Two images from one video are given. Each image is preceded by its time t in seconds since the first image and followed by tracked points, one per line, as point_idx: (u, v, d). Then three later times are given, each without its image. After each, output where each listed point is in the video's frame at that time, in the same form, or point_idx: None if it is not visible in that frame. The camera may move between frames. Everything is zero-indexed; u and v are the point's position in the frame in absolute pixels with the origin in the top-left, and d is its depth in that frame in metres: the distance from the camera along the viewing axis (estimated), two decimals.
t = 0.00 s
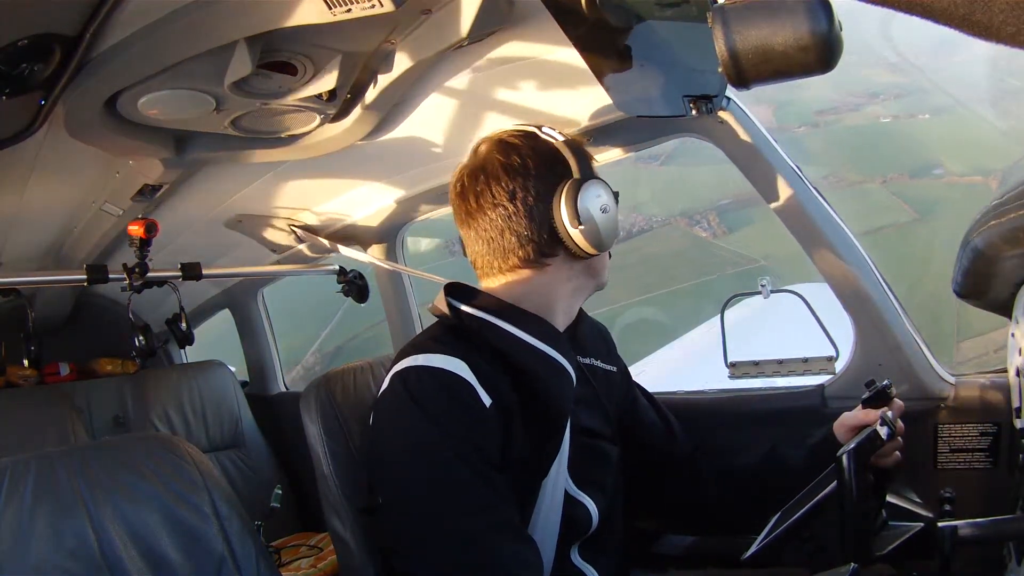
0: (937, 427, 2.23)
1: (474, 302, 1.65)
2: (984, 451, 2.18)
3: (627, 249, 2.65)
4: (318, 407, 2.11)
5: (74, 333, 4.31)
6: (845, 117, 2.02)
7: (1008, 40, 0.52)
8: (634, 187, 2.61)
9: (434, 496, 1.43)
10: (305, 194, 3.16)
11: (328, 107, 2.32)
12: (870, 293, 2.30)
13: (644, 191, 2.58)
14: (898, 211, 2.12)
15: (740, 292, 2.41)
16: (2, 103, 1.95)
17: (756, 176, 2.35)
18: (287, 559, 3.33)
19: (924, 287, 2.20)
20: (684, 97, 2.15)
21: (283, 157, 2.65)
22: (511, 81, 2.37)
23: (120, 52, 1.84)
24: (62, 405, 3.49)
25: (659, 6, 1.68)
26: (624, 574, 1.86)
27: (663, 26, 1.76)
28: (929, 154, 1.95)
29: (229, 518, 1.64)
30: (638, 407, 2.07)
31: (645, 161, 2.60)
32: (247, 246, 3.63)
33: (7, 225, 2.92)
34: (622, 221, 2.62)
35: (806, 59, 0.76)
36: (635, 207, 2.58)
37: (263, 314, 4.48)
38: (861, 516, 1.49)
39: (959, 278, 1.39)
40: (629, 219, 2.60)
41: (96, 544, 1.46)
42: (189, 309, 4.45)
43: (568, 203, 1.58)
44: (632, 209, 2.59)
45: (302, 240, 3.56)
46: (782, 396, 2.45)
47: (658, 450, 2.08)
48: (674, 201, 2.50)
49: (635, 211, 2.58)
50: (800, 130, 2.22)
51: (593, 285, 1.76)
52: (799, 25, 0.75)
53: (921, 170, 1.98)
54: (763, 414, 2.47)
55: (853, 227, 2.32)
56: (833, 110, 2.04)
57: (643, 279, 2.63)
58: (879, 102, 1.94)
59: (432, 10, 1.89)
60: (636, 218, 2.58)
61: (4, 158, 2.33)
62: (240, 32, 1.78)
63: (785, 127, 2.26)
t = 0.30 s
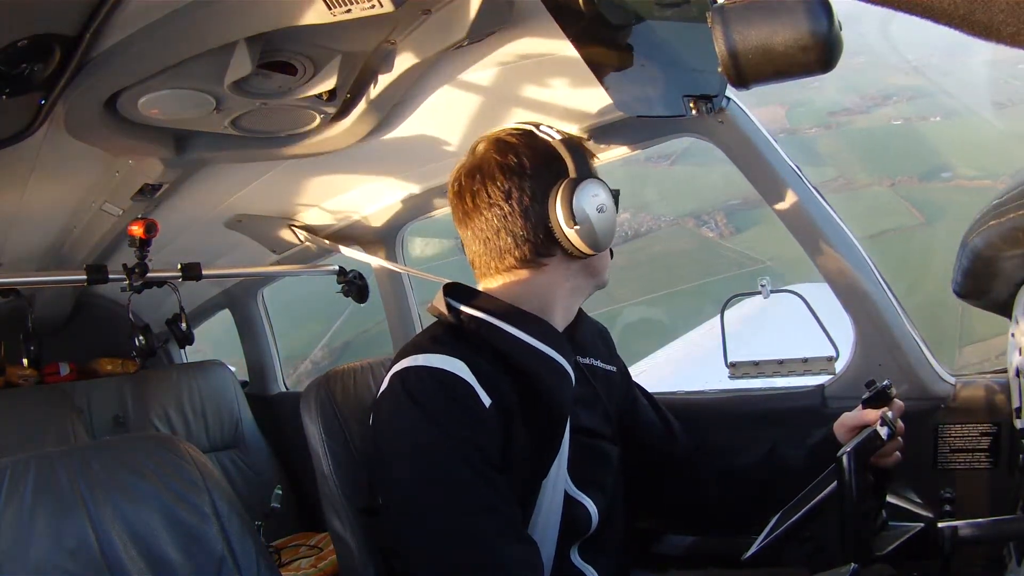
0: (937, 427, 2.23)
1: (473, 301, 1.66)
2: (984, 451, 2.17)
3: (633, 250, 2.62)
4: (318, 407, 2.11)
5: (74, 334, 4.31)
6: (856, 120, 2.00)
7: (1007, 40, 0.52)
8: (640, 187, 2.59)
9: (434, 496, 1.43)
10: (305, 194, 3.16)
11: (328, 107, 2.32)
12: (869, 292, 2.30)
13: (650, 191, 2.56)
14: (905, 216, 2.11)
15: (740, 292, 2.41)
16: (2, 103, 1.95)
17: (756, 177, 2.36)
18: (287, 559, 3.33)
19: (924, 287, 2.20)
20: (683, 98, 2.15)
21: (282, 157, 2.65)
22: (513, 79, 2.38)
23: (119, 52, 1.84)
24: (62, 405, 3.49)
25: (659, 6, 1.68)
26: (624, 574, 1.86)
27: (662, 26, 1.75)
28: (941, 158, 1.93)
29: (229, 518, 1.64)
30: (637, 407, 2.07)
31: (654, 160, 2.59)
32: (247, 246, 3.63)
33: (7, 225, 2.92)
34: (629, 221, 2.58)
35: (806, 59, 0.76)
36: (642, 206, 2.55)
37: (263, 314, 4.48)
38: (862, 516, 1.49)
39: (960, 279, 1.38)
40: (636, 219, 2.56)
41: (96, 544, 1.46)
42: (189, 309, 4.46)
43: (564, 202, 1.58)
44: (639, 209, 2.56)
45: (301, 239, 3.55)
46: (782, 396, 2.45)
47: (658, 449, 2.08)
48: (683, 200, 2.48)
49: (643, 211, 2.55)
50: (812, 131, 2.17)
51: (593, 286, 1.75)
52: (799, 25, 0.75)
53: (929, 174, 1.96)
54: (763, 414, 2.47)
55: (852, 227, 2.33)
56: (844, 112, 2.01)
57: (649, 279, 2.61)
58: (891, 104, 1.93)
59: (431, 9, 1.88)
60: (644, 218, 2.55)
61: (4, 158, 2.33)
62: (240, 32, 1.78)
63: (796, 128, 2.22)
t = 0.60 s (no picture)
0: (936, 426, 2.23)
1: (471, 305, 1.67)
2: (984, 451, 2.17)
3: (639, 249, 2.58)
4: (318, 408, 2.11)
5: (74, 333, 4.31)
6: (869, 121, 1.98)
7: (1007, 41, 0.52)
8: (647, 186, 2.56)
9: (434, 496, 1.43)
10: (305, 194, 3.16)
11: (328, 107, 2.32)
12: (869, 291, 2.30)
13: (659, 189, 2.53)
14: (914, 218, 2.09)
15: (740, 292, 2.41)
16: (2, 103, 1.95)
17: (757, 177, 2.36)
18: (287, 559, 3.33)
19: (923, 286, 2.20)
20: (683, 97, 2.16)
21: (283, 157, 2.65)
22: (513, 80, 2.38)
23: (119, 51, 1.84)
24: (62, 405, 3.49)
25: (659, 6, 1.68)
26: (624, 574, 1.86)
27: (662, 26, 1.75)
28: (952, 159, 1.92)
29: (228, 518, 1.64)
30: (638, 407, 2.07)
31: (664, 160, 2.56)
32: (247, 245, 3.63)
33: (7, 225, 2.92)
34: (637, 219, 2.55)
35: (807, 58, 0.76)
36: (650, 205, 2.52)
37: (263, 314, 4.48)
38: (861, 516, 1.49)
39: (959, 279, 1.38)
40: (643, 217, 2.53)
41: (96, 544, 1.46)
42: (189, 309, 4.46)
43: (540, 203, 1.56)
44: (648, 207, 2.52)
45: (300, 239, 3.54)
46: (782, 396, 2.45)
47: (657, 450, 2.08)
48: (691, 199, 2.45)
49: (651, 210, 2.51)
50: (822, 130, 2.12)
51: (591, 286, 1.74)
52: (800, 25, 0.75)
53: (940, 175, 1.96)
54: (764, 414, 2.47)
55: (852, 227, 2.32)
56: (856, 112, 1.98)
57: (654, 277, 2.57)
58: (904, 104, 1.92)
59: (432, 10, 1.88)
60: (652, 216, 2.51)
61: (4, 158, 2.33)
62: (240, 32, 1.78)
63: (806, 127, 2.18)
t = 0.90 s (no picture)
0: (937, 426, 2.23)
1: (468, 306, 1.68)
2: (984, 451, 2.18)
3: (645, 247, 2.51)
4: (319, 407, 2.11)
5: (74, 333, 4.31)
6: (880, 120, 1.96)
7: (1008, 41, 0.52)
8: (655, 183, 2.51)
9: (434, 496, 1.43)
10: (305, 194, 3.15)
11: (328, 106, 2.31)
12: (869, 291, 2.30)
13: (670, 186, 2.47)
14: (921, 218, 2.06)
15: (740, 292, 2.41)
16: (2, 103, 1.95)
17: (757, 177, 2.34)
18: (287, 559, 3.33)
19: (923, 286, 2.20)
20: (684, 97, 2.16)
21: (283, 158, 2.65)
22: (513, 81, 2.38)
23: (119, 51, 1.84)
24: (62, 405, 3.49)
25: (659, 6, 1.68)
26: (624, 574, 1.85)
27: (662, 25, 1.74)
28: (960, 159, 1.91)
29: (229, 517, 1.64)
30: (639, 407, 2.08)
31: (672, 156, 2.50)
32: (247, 246, 3.63)
33: (7, 225, 2.92)
34: (645, 217, 2.49)
35: (806, 59, 0.76)
36: (660, 202, 2.47)
37: (263, 314, 4.48)
38: (861, 515, 1.49)
39: (959, 278, 1.37)
40: (653, 214, 2.47)
41: (96, 544, 1.46)
42: (189, 309, 4.45)
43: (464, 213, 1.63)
44: (659, 204, 2.46)
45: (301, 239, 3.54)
46: (782, 396, 2.46)
47: (658, 449, 2.09)
48: (700, 197, 2.41)
49: (661, 207, 2.46)
50: (835, 129, 2.07)
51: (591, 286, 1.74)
52: (799, 25, 0.74)
53: (949, 176, 1.94)
54: (764, 414, 2.47)
55: (853, 226, 2.32)
56: (867, 112, 1.97)
57: (659, 275, 2.53)
58: (915, 104, 1.90)
59: (432, 9, 1.88)
60: (661, 214, 2.46)
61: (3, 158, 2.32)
62: (240, 31, 1.77)
63: (818, 127, 2.12)
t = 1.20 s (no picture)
0: (936, 426, 2.23)
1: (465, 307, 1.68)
2: (984, 451, 2.18)
3: (654, 245, 2.50)
4: (318, 407, 2.12)
5: (74, 333, 4.31)
6: (888, 120, 1.95)
7: (1007, 41, 0.52)
8: (665, 181, 2.49)
9: (433, 496, 1.43)
10: (305, 194, 3.15)
11: (328, 107, 2.31)
12: (869, 291, 2.30)
13: (680, 184, 2.45)
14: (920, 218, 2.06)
15: (741, 292, 2.42)
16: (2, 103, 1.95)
17: (758, 178, 2.34)
18: (287, 559, 3.33)
19: (923, 286, 2.20)
20: (683, 97, 2.16)
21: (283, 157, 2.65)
22: (514, 82, 2.38)
23: (118, 51, 1.83)
24: (61, 405, 3.49)
25: (659, 7, 1.68)
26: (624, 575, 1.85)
27: (662, 25, 1.74)
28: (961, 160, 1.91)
29: (229, 517, 1.64)
30: (639, 407, 2.08)
31: (682, 154, 2.47)
32: (247, 246, 3.63)
33: (8, 225, 2.92)
34: (654, 215, 2.47)
35: (806, 59, 0.77)
36: (670, 200, 2.45)
37: (263, 314, 4.48)
38: (860, 515, 1.49)
39: (959, 278, 1.37)
40: (663, 211, 2.45)
41: (96, 544, 1.46)
42: (189, 309, 4.45)
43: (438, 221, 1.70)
44: (669, 202, 2.44)
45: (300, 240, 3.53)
46: (782, 396, 2.46)
47: (658, 449, 2.09)
48: (711, 197, 2.41)
49: (671, 204, 2.44)
50: (848, 129, 2.03)
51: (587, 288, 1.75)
52: (799, 25, 0.75)
53: (959, 177, 1.93)
54: (764, 414, 2.47)
55: (853, 226, 2.32)
56: (877, 111, 1.95)
57: (664, 275, 2.52)
58: (928, 105, 1.87)
59: (432, 9, 1.89)
60: (672, 211, 2.43)
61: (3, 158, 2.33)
62: (239, 31, 1.78)
63: (832, 126, 2.06)
